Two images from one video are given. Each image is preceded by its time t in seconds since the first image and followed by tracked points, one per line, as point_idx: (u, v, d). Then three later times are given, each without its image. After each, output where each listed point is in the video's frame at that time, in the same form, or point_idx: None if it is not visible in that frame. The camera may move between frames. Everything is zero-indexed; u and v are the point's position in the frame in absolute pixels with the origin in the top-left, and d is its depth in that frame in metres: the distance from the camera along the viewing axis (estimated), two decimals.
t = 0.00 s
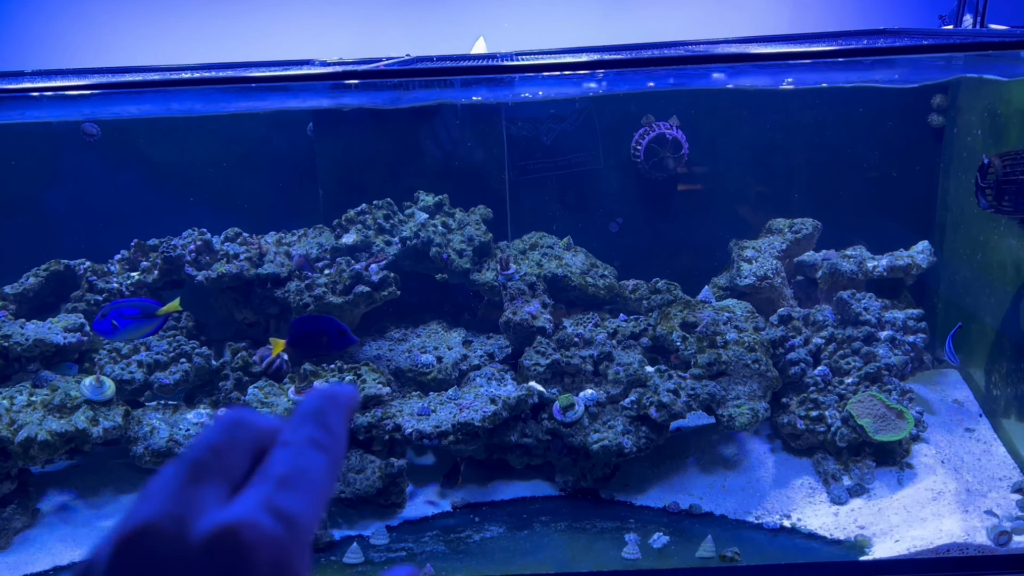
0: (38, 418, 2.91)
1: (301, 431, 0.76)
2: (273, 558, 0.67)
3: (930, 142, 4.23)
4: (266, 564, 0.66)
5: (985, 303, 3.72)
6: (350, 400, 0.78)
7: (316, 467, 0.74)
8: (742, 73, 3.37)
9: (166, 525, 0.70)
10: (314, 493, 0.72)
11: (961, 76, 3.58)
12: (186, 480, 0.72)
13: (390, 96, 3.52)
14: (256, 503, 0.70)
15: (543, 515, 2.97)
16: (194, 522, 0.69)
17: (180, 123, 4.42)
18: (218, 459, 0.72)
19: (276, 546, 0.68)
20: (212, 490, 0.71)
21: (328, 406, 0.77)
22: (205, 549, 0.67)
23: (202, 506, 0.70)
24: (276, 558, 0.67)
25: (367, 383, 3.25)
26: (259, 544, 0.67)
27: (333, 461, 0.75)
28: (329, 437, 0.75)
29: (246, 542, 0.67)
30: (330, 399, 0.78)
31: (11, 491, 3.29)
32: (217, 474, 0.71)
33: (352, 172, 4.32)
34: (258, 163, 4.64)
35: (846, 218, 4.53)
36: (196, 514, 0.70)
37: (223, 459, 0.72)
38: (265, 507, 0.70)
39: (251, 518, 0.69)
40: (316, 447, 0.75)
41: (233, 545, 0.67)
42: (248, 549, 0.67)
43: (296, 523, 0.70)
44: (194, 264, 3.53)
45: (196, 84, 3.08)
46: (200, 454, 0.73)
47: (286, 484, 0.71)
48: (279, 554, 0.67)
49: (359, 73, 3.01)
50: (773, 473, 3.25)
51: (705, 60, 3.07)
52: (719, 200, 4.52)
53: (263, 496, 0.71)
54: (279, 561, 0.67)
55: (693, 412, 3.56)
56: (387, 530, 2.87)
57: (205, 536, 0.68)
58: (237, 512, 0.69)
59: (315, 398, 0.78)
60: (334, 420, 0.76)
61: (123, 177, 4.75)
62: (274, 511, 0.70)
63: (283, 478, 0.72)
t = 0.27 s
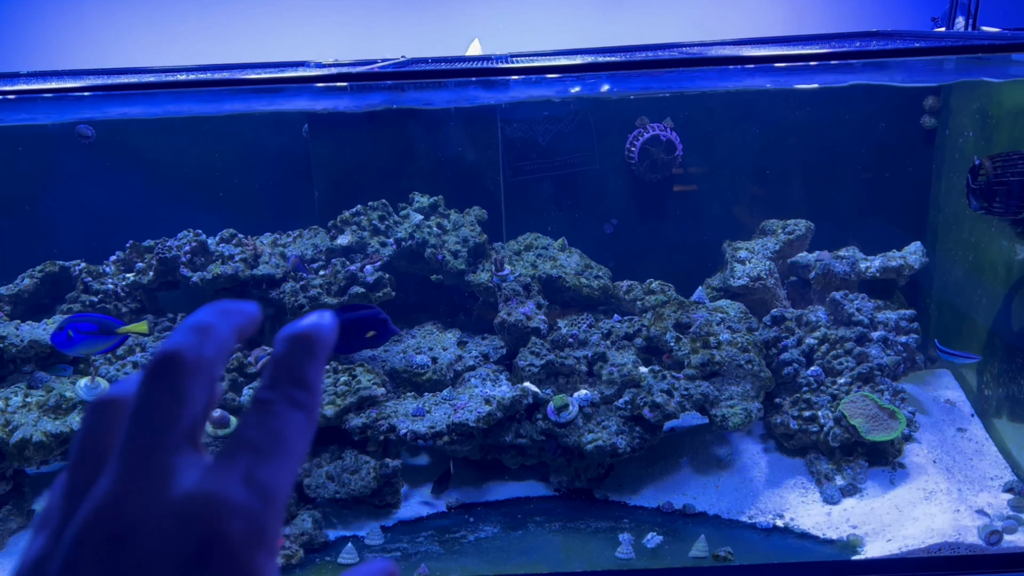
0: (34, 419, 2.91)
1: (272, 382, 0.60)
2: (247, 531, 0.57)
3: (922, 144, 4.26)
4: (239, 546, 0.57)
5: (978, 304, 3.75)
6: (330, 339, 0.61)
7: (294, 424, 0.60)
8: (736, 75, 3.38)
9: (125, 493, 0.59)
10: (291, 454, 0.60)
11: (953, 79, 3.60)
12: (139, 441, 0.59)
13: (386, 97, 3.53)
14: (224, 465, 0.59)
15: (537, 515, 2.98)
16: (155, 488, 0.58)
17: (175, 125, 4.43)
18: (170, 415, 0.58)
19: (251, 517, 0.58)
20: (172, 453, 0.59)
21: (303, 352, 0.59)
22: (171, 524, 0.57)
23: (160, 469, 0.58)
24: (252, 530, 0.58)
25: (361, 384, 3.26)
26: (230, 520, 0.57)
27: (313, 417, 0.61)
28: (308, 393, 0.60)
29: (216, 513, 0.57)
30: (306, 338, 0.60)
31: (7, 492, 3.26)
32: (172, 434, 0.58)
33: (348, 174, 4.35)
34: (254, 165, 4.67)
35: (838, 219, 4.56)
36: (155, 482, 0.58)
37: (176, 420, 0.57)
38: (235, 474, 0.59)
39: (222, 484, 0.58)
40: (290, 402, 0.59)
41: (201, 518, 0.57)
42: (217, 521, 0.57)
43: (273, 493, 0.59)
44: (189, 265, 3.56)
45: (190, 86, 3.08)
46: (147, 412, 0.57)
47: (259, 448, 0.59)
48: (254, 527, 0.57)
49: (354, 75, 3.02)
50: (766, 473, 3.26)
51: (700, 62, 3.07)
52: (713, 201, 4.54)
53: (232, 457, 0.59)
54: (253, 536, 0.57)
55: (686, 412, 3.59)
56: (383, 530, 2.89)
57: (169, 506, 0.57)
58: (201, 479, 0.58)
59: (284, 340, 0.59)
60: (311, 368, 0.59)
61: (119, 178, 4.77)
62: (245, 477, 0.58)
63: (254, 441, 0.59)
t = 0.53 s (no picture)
0: (27, 422, 2.91)
1: (212, 382, 0.58)
2: (185, 527, 0.52)
3: (917, 145, 4.28)
4: (177, 540, 0.51)
5: (972, 305, 3.77)
6: (271, 341, 0.60)
7: (236, 423, 0.58)
8: (732, 76, 3.38)
9: (43, 500, 0.51)
10: (231, 452, 0.57)
11: (947, 80, 3.61)
12: (68, 440, 0.53)
13: (381, 99, 3.53)
14: (159, 460, 0.54)
15: (532, 516, 2.98)
16: (78, 489, 0.51)
17: (169, 126, 4.42)
18: (105, 411, 0.54)
19: (188, 513, 0.53)
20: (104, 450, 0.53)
21: (246, 351, 0.58)
22: (96, 527, 0.50)
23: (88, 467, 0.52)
24: (190, 527, 0.52)
25: (356, 386, 3.25)
26: (170, 515, 0.51)
27: (252, 417, 0.58)
28: (251, 389, 0.58)
29: (150, 510, 0.51)
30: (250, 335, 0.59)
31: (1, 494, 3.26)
32: (106, 431, 0.53)
33: (343, 175, 4.35)
34: (249, 167, 4.67)
35: (832, 220, 4.58)
36: (82, 481, 0.52)
37: (114, 415, 0.54)
38: (171, 468, 0.54)
39: (156, 481, 0.53)
40: (229, 400, 0.57)
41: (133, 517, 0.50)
42: (153, 518, 0.51)
43: (214, 487, 0.55)
44: (184, 267, 3.56)
45: (185, 88, 3.08)
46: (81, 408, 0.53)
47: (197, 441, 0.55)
48: (194, 522, 0.52)
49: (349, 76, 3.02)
50: (760, 474, 3.27)
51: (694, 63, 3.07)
52: (708, 202, 4.56)
53: (169, 451, 0.54)
54: (192, 533, 0.52)
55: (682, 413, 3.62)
56: (378, 531, 2.88)
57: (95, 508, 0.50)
58: (134, 476, 0.53)
59: (227, 343, 0.58)
60: (254, 364, 0.58)
61: (114, 179, 4.76)
62: (181, 471, 0.54)
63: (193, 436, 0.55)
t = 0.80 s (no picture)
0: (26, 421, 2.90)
1: (197, 376, 0.59)
2: (158, 517, 0.54)
3: (915, 144, 4.28)
4: (147, 527, 0.53)
5: (971, 304, 3.77)
6: (258, 337, 0.60)
7: (215, 419, 0.58)
8: (731, 76, 3.38)
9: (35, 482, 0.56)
10: (210, 447, 0.58)
11: (946, 80, 3.61)
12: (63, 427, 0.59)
13: (380, 98, 3.52)
14: (143, 450, 0.58)
15: (531, 516, 2.98)
16: (70, 473, 0.56)
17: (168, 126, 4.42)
18: (99, 404, 0.60)
19: (163, 505, 0.55)
20: (99, 440, 0.59)
21: (228, 347, 0.59)
22: (82, 510, 0.55)
23: (83, 455, 0.58)
24: (164, 518, 0.55)
25: (355, 385, 3.25)
26: (142, 504, 0.54)
27: (234, 413, 0.59)
28: (230, 386, 0.59)
29: (128, 497, 0.55)
30: (233, 334, 0.60)
31: None
32: (102, 423, 0.59)
33: (342, 174, 4.35)
34: (248, 166, 4.67)
35: (831, 219, 4.58)
36: (70, 466, 0.57)
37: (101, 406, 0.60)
38: (149, 460, 0.57)
39: (137, 470, 0.56)
40: (209, 395, 0.58)
41: (114, 503, 0.54)
42: (129, 505, 0.54)
43: (189, 480, 0.56)
44: (183, 266, 3.54)
45: (184, 88, 3.08)
46: (77, 401, 0.59)
47: (174, 436, 0.57)
48: (166, 513, 0.55)
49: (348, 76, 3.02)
50: (759, 474, 3.27)
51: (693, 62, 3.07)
52: (707, 201, 4.56)
53: (151, 441, 0.57)
54: (163, 524, 0.54)
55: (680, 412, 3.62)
56: (377, 530, 2.87)
57: (85, 491, 0.56)
58: (121, 465, 0.57)
59: (215, 338, 0.59)
60: (233, 361, 0.58)
61: (112, 179, 4.76)
62: (159, 462, 0.56)
63: (170, 430, 0.57)
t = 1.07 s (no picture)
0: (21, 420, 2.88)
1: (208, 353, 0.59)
2: (160, 472, 0.52)
3: (917, 142, 4.26)
4: (152, 480, 0.52)
5: (972, 302, 3.75)
6: (268, 329, 0.63)
7: (222, 393, 0.58)
8: (732, 73, 3.36)
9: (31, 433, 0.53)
10: (216, 414, 0.57)
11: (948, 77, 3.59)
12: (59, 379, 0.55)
13: (379, 95, 3.50)
14: (146, 410, 0.55)
15: (530, 515, 2.97)
16: (65, 425, 0.53)
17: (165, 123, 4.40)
18: (104, 362, 0.57)
19: (166, 460, 0.53)
20: (97, 396, 0.55)
21: (242, 332, 0.60)
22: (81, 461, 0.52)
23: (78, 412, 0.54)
24: (166, 472, 0.53)
25: (354, 384, 3.23)
26: (147, 456, 0.52)
27: (239, 391, 0.59)
28: (239, 365, 0.59)
29: (128, 452, 0.52)
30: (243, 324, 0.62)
31: None
32: (102, 380, 0.55)
33: (341, 172, 4.34)
34: (246, 164, 4.65)
35: (832, 218, 4.57)
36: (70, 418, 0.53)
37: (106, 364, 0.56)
38: (156, 417, 0.54)
39: (138, 425, 0.53)
40: (219, 373, 0.58)
41: (113, 455, 0.51)
42: (129, 460, 0.51)
43: (192, 444, 0.54)
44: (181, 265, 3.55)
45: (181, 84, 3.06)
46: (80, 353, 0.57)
47: (181, 402, 0.55)
48: (169, 469, 0.53)
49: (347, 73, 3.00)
50: (760, 473, 3.25)
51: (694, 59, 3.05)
52: (707, 200, 4.55)
53: (154, 403, 0.55)
54: (164, 480, 0.52)
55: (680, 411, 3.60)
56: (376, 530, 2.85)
57: (83, 445, 0.52)
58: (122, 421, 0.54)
59: (226, 324, 0.61)
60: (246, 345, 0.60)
61: (109, 176, 4.73)
62: (164, 422, 0.54)
63: (177, 396, 0.56)
